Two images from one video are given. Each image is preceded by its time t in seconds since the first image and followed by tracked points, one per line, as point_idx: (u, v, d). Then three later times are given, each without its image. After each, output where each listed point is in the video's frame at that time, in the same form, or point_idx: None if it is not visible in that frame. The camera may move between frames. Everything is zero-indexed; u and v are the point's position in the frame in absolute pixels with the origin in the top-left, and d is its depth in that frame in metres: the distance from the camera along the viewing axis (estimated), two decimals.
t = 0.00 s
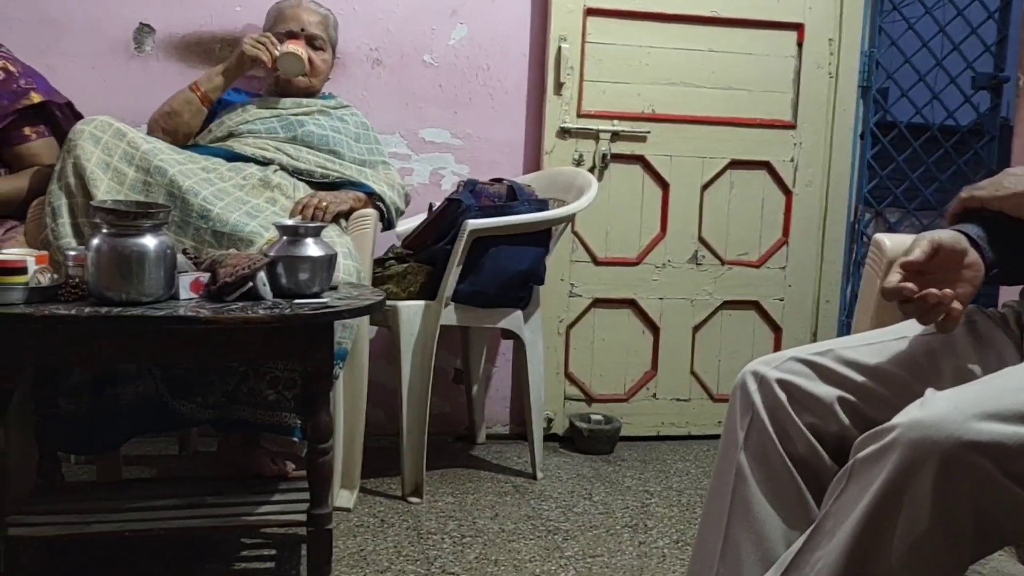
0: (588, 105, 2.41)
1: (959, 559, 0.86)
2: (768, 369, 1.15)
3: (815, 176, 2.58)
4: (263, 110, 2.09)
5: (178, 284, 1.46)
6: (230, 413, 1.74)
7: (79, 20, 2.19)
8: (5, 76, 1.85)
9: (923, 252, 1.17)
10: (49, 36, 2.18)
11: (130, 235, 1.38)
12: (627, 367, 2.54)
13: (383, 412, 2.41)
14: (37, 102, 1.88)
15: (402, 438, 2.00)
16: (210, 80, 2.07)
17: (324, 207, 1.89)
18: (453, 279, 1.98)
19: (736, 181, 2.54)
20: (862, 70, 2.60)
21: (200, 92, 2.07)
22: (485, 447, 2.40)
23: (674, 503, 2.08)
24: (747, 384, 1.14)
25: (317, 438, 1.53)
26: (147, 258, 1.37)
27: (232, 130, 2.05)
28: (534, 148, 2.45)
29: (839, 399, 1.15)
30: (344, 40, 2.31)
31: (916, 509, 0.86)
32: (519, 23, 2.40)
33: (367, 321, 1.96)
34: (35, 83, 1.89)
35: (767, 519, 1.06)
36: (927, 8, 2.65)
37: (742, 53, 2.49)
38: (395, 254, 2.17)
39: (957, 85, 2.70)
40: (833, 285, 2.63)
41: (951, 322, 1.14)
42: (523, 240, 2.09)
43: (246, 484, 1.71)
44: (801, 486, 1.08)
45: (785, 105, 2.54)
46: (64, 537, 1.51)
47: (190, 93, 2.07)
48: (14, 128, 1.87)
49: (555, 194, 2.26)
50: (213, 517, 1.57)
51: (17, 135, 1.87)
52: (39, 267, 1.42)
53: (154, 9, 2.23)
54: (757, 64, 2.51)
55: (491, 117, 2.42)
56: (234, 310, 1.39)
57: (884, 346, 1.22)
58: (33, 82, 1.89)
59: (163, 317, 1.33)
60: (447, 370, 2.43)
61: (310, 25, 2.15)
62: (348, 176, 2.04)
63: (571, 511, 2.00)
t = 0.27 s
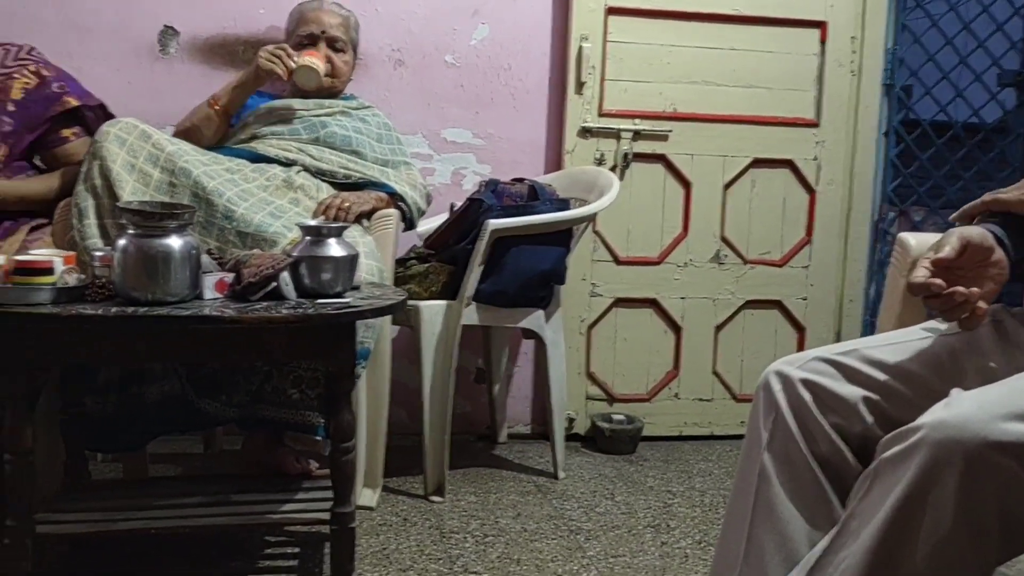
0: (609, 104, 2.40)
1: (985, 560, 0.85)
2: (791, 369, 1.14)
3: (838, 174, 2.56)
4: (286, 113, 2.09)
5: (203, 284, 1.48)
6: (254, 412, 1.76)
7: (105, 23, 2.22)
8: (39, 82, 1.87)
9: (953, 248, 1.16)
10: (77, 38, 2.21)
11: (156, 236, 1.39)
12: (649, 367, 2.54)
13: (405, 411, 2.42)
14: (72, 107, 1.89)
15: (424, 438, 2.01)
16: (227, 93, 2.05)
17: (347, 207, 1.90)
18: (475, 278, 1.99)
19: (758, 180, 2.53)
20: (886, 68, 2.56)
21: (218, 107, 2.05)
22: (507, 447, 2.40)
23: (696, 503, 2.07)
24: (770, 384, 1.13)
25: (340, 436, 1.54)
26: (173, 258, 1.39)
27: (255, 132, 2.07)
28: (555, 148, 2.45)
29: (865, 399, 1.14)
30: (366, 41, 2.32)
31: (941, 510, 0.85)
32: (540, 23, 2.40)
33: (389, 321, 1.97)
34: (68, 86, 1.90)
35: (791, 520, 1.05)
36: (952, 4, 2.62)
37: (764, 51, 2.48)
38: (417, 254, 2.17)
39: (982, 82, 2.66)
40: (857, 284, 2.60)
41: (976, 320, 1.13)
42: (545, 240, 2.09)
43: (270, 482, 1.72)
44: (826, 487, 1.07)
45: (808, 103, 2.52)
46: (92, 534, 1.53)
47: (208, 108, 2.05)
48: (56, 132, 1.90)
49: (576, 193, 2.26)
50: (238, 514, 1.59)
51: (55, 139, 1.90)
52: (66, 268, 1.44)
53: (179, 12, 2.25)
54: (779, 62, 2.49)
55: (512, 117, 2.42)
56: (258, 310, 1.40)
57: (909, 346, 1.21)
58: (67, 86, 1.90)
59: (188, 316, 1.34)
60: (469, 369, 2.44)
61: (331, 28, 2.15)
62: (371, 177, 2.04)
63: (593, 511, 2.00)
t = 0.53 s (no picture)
0: (651, 100, 2.38)
1: None
2: (842, 367, 1.10)
3: (887, 168, 2.50)
4: (328, 113, 2.10)
5: (248, 287, 1.49)
6: (300, 413, 1.77)
7: (151, 31, 2.25)
8: (91, 94, 1.87)
9: None
10: (124, 46, 2.24)
11: (202, 240, 1.41)
12: (694, 366, 2.50)
13: (449, 412, 2.41)
14: (124, 118, 1.90)
15: (468, 439, 2.00)
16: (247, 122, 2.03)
17: (390, 208, 1.90)
18: (518, 279, 1.98)
19: (805, 175, 2.48)
20: (935, 58, 2.48)
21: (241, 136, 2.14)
22: (551, 448, 2.39)
23: (745, 504, 2.04)
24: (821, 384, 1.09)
25: (385, 438, 1.54)
26: (220, 261, 1.40)
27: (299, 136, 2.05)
28: (596, 145, 2.43)
29: (917, 398, 1.11)
30: (406, 42, 2.33)
31: (997, 511, 0.88)
32: (580, 20, 2.38)
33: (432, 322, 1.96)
34: (120, 97, 1.91)
35: (843, 522, 1.03)
36: None
37: (810, 43, 2.43)
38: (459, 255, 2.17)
39: None
40: (909, 280, 2.54)
41: None
42: (587, 239, 2.07)
43: (316, 484, 1.73)
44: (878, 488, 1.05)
45: (855, 95, 2.47)
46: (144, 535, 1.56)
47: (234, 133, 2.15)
48: (109, 142, 1.92)
49: (618, 191, 2.24)
50: (285, 515, 1.60)
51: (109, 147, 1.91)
52: (116, 272, 1.46)
53: (221, 18, 2.27)
54: (825, 54, 2.44)
55: (552, 115, 2.40)
56: (303, 312, 1.41)
57: (960, 340, 1.18)
58: (118, 96, 1.90)
59: (235, 319, 1.35)
60: (512, 370, 2.42)
61: (369, 28, 2.16)
62: (413, 178, 2.05)
63: (640, 512, 1.97)
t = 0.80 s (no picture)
0: (682, 98, 2.37)
1: None
2: (878, 363, 1.10)
3: (923, 161, 2.47)
4: (362, 117, 2.13)
5: (284, 290, 1.51)
6: (336, 414, 1.79)
7: (187, 40, 2.29)
8: (134, 102, 1.92)
9: None
10: (160, 55, 2.28)
11: (240, 244, 1.43)
12: (729, 363, 2.49)
13: (483, 412, 2.43)
14: (165, 124, 1.94)
15: (503, 438, 2.02)
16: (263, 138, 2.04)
17: (422, 208, 1.91)
18: (550, 279, 1.99)
19: (839, 170, 2.46)
20: (971, 49, 2.45)
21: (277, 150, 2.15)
22: (585, 446, 2.39)
23: (782, 502, 2.03)
24: (856, 379, 1.10)
25: (421, 437, 1.55)
26: (256, 266, 1.42)
27: (333, 138, 2.08)
28: (627, 144, 2.43)
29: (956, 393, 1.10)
30: (436, 45, 2.34)
31: None
32: (609, 19, 2.38)
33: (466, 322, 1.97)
34: (162, 104, 1.95)
35: (882, 518, 1.03)
36: None
37: (842, 37, 2.41)
38: (492, 255, 2.18)
39: None
40: (946, 274, 2.51)
41: None
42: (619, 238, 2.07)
43: (353, 482, 1.76)
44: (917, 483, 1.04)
45: (889, 89, 2.44)
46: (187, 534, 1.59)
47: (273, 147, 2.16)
48: (152, 148, 1.95)
49: (650, 189, 2.24)
50: (323, 514, 1.62)
51: (153, 152, 1.95)
52: (157, 277, 1.50)
53: (255, 25, 2.30)
54: (858, 48, 2.42)
55: (583, 115, 2.41)
56: (338, 314, 1.43)
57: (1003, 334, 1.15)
58: (160, 103, 1.95)
59: (272, 321, 1.38)
60: (545, 369, 2.43)
61: (400, 32, 2.19)
62: (445, 179, 2.06)
63: (675, 510, 1.97)
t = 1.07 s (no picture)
0: (700, 93, 2.36)
1: None
2: (902, 358, 1.09)
3: (945, 153, 2.44)
4: (380, 114, 2.13)
5: (305, 291, 1.52)
6: (359, 416, 1.80)
7: (205, 43, 2.30)
8: (159, 108, 1.93)
9: None
10: (180, 59, 2.30)
11: (261, 246, 1.44)
12: (750, 360, 2.48)
13: (504, 411, 2.43)
14: (190, 131, 1.96)
15: (523, 436, 2.02)
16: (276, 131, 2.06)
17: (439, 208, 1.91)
18: (569, 277, 1.99)
19: (860, 163, 2.44)
20: (992, 39, 2.41)
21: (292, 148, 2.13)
22: (607, 444, 2.39)
23: (805, 498, 2.01)
24: (879, 375, 1.09)
25: (442, 436, 1.56)
26: (277, 267, 1.43)
27: (351, 135, 2.08)
28: (646, 141, 2.42)
29: (981, 386, 1.08)
30: (453, 45, 2.35)
31: None
32: (626, 15, 2.37)
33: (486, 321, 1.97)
34: (187, 110, 1.97)
35: (906, 514, 1.03)
36: None
37: (861, 29, 2.39)
38: (511, 254, 2.17)
39: None
40: (969, 267, 2.48)
41: None
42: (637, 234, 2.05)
43: (375, 482, 1.76)
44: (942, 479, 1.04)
45: (910, 81, 2.42)
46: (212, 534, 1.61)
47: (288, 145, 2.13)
48: (176, 154, 1.97)
49: (669, 185, 2.23)
50: (346, 513, 1.63)
51: (177, 158, 1.97)
52: (179, 280, 1.50)
53: (273, 28, 2.32)
54: (877, 40, 2.40)
55: (600, 112, 2.40)
56: (358, 314, 1.44)
57: None
58: (185, 110, 1.96)
59: (294, 322, 1.39)
60: (565, 367, 2.43)
61: (415, 32, 2.19)
62: (464, 178, 2.06)
63: (698, 507, 1.96)
